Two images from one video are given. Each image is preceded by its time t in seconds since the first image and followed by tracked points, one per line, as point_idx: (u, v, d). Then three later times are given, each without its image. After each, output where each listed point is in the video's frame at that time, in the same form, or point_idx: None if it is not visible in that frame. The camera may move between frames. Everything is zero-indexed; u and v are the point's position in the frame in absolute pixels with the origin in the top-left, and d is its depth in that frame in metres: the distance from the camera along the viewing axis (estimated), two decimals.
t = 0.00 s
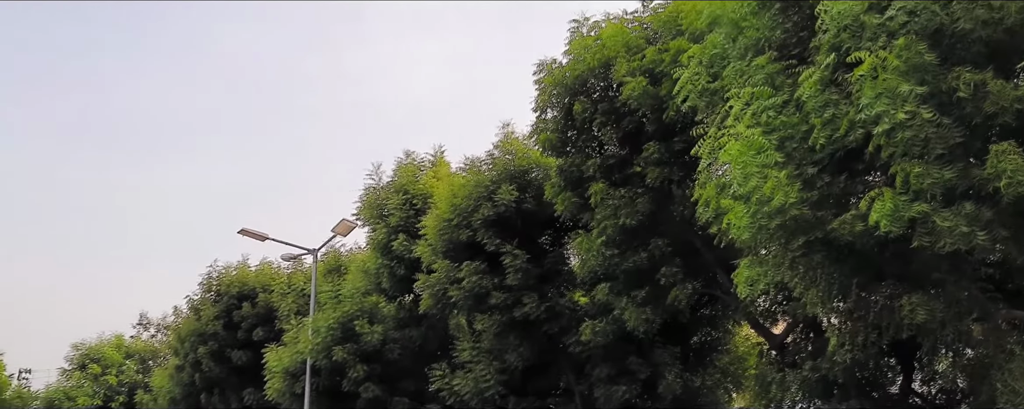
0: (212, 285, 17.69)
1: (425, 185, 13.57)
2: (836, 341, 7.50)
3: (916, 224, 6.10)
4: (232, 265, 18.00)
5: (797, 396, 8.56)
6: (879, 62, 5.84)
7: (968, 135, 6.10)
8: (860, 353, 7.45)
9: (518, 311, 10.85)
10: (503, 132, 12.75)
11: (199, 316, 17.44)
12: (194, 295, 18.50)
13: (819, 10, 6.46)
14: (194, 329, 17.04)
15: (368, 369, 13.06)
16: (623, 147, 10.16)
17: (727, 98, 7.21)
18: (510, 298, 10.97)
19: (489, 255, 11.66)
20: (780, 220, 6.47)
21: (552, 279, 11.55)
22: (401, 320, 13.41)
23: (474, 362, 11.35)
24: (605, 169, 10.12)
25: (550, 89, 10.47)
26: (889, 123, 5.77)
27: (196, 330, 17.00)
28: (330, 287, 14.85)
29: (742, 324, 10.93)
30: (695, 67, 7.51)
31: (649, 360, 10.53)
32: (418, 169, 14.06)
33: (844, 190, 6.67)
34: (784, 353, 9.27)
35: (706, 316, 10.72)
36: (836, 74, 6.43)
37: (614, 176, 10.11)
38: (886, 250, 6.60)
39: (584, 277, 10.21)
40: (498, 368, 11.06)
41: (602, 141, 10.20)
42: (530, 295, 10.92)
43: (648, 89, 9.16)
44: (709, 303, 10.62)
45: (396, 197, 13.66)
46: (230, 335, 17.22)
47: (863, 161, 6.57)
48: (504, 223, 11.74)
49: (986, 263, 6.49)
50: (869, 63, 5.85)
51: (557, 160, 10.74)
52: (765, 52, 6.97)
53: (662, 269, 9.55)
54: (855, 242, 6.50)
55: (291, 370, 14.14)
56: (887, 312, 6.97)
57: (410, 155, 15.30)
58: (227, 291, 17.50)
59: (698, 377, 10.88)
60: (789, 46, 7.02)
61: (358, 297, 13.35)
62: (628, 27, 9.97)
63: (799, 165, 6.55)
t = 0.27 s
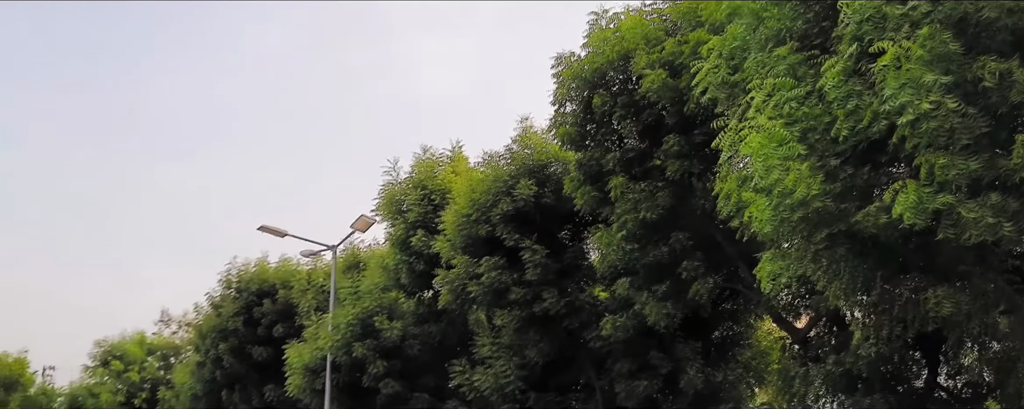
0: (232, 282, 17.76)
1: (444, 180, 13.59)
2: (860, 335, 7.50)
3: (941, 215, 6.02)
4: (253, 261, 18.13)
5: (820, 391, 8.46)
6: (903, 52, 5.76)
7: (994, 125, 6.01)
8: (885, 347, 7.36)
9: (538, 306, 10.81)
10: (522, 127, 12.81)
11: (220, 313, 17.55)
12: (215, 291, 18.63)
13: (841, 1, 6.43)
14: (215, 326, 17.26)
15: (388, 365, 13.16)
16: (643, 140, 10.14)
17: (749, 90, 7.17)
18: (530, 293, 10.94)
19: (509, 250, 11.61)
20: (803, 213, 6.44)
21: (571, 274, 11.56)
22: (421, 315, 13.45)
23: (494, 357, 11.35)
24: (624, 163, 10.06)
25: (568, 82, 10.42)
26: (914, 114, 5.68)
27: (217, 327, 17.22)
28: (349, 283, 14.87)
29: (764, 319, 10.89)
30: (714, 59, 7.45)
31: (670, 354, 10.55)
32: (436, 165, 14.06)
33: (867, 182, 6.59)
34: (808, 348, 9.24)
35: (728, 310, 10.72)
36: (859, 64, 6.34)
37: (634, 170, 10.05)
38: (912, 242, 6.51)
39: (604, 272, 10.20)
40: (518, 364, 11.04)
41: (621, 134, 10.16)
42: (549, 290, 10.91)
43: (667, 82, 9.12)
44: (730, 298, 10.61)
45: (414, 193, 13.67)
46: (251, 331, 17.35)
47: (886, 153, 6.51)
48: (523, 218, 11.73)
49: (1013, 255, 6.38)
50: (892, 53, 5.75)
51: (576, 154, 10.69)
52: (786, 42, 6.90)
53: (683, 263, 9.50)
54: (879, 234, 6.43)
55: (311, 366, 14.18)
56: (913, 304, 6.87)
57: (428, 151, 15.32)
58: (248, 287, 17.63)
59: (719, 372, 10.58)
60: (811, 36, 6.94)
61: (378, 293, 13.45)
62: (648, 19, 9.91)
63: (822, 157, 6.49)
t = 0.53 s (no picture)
0: (248, 275, 17.93)
1: (456, 174, 13.64)
2: (874, 326, 7.57)
3: (956, 206, 6.00)
4: (267, 255, 18.25)
5: (833, 382, 8.58)
6: (916, 43, 5.72)
7: (1009, 115, 5.99)
8: (899, 338, 7.42)
9: (551, 299, 10.85)
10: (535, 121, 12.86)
11: (236, 306, 17.66)
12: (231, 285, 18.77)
13: None
14: (231, 319, 17.33)
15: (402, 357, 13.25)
16: (655, 132, 10.16)
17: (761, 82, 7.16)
18: (542, 286, 10.98)
19: (522, 243, 11.65)
20: (816, 205, 6.43)
21: (584, 266, 11.59)
22: (435, 308, 13.49)
23: (507, 350, 11.42)
24: (637, 156, 10.08)
25: (580, 75, 10.41)
26: (928, 105, 5.65)
27: (234, 320, 17.29)
28: (364, 276, 15.01)
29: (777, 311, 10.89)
30: (726, 52, 7.46)
31: (683, 346, 10.56)
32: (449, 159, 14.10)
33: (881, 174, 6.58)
34: (821, 339, 9.25)
35: (740, 303, 10.75)
36: (873, 56, 6.29)
37: (647, 163, 10.06)
38: (926, 233, 6.50)
39: (617, 264, 10.18)
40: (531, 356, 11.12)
41: (633, 127, 10.14)
42: (562, 283, 10.93)
43: (680, 75, 9.11)
44: (743, 290, 10.64)
45: (428, 186, 13.72)
46: (266, 324, 17.48)
47: (900, 144, 6.48)
48: (536, 211, 11.76)
49: None
50: (906, 44, 5.73)
51: (588, 147, 10.68)
52: (799, 35, 6.87)
53: (696, 255, 9.52)
54: (892, 226, 6.42)
55: (326, 359, 14.27)
56: (927, 296, 6.85)
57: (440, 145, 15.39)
58: (263, 281, 17.76)
59: (732, 364, 10.63)
60: (824, 28, 6.88)
61: (393, 286, 13.53)
62: (659, 13, 9.81)
63: (835, 149, 6.49)
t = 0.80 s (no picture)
0: (276, 268, 18.14)
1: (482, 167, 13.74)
2: (905, 318, 7.36)
3: (990, 196, 5.91)
4: (294, 248, 18.42)
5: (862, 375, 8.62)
6: (950, 31, 5.66)
7: None
8: (932, 331, 7.23)
9: (578, 292, 10.87)
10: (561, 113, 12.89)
11: (264, 299, 17.80)
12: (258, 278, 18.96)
13: None
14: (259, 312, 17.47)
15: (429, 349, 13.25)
16: (682, 124, 10.11)
17: (790, 73, 7.10)
18: (569, 278, 11.00)
19: (548, 236, 11.62)
20: (846, 196, 6.38)
21: (611, 258, 11.58)
22: (461, 301, 13.57)
23: (533, 342, 11.40)
24: (664, 148, 10.04)
25: (606, 67, 10.38)
26: (962, 95, 5.54)
27: (261, 312, 17.41)
28: (391, 267, 15.18)
29: (805, 304, 10.85)
30: (754, 42, 7.42)
31: (711, 339, 10.52)
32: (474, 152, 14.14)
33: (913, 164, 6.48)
34: (850, 332, 9.19)
35: (769, 295, 10.69)
36: (904, 46, 6.17)
37: (673, 155, 10.04)
38: (958, 225, 6.47)
39: (643, 256, 10.14)
40: (557, 349, 11.10)
41: (660, 118, 10.12)
42: (589, 276, 10.95)
43: (707, 65, 9.06)
44: (771, 283, 10.61)
45: (453, 179, 13.79)
46: (294, 316, 17.63)
47: (932, 134, 6.41)
48: (562, 203, 11.75)
49: None
50: (939, 33, 5.67)
51: (615, 138, 10.61)
52: (827, 25, 6.80)
53: (723, 248, 9.47)
54: (924, 217, 6.35)
55: (354, 351, 14.36)
56: (960, 288, 6.75)
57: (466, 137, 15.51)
58: (290, 274, 17.91)
59: (760, 357, 10.58)
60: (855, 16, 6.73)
61: (419, 278, 13.50)
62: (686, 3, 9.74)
63: (865, 139, 6.41)
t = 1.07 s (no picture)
0: (305, 263, 18.35)
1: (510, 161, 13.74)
2: (940, 313, 7.28)
3: None
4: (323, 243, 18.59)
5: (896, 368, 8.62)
6: (985, 20, 5.62)
7: None
8: (967, 326, 7.08)
9: (606, 285, 10.87)
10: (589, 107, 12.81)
11: (294, 293, 18.00)
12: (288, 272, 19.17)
13: None
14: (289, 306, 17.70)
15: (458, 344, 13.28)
16: (712, 116, 10.01)
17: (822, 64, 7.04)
18: (598, 272, 11.02)
19: (576, 230, 11.64)
20: (879, 188, 6.30)
21: (639, 252, 11.47)
22: (489, 295, 13.54)
23: (563, 336, 11.47)
24: (693, 140, 9.98)
25: (635, 60, 10.41)
26: (999, 84, 5.44)
27: (291, 306, 17.60)
28: (419, 262, 15.30)
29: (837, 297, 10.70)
30: (784, 33, 7.31)
31: (742, 334, 10.40)
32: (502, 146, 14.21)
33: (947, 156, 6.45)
34: (885, 326, 9.03)
35: (801, 289, 10.61)
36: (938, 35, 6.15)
37: (703, 148, 10.01)
38: (992, 218, 6.49)
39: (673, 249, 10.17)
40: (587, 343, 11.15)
41: (689, 111, 10.04)
42: (618, 269, 10.95)
43: (738, 57, 9.01)
44: (803, 276, 10.54)
45: (482, 173, 13.87)
46: (324, 310, 17.76)
47: (968, 125, 6.32)
48: (591, 197, 11.68)
49: None
50: (974, 22, 5.61)
51: (643, 132, 10.54)
52: (859, 15, 6.74)
53: (754, 241, 9.40)
54: (960, 210, 6.28)
55: (383, 345, 14.50)
56: (997, 282, 6.64)
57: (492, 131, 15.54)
58: (320, 268, 18.09)
59: (792, 351, 10.38)
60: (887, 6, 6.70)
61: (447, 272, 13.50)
62: None
63: (899, 129, 6.28)
